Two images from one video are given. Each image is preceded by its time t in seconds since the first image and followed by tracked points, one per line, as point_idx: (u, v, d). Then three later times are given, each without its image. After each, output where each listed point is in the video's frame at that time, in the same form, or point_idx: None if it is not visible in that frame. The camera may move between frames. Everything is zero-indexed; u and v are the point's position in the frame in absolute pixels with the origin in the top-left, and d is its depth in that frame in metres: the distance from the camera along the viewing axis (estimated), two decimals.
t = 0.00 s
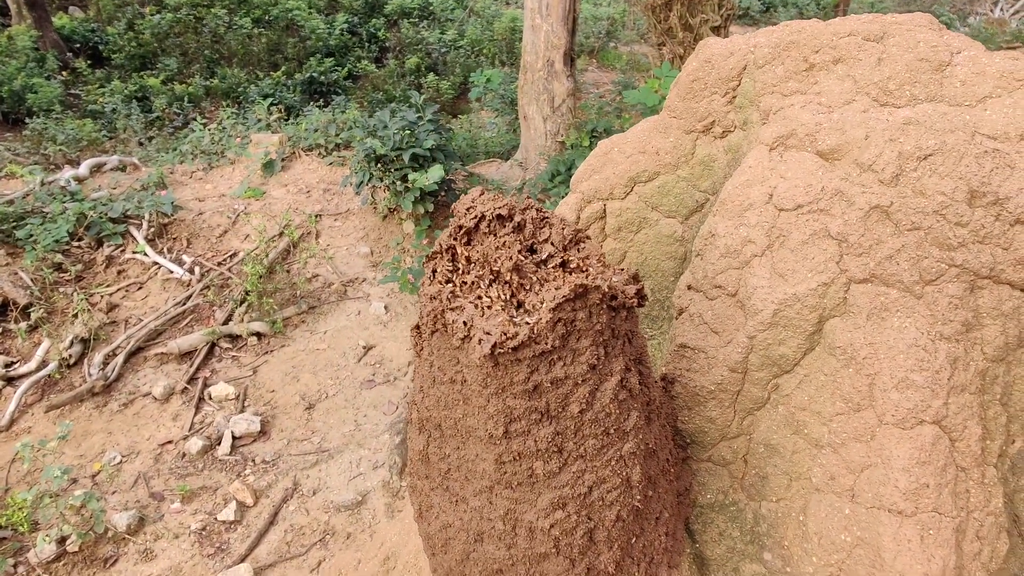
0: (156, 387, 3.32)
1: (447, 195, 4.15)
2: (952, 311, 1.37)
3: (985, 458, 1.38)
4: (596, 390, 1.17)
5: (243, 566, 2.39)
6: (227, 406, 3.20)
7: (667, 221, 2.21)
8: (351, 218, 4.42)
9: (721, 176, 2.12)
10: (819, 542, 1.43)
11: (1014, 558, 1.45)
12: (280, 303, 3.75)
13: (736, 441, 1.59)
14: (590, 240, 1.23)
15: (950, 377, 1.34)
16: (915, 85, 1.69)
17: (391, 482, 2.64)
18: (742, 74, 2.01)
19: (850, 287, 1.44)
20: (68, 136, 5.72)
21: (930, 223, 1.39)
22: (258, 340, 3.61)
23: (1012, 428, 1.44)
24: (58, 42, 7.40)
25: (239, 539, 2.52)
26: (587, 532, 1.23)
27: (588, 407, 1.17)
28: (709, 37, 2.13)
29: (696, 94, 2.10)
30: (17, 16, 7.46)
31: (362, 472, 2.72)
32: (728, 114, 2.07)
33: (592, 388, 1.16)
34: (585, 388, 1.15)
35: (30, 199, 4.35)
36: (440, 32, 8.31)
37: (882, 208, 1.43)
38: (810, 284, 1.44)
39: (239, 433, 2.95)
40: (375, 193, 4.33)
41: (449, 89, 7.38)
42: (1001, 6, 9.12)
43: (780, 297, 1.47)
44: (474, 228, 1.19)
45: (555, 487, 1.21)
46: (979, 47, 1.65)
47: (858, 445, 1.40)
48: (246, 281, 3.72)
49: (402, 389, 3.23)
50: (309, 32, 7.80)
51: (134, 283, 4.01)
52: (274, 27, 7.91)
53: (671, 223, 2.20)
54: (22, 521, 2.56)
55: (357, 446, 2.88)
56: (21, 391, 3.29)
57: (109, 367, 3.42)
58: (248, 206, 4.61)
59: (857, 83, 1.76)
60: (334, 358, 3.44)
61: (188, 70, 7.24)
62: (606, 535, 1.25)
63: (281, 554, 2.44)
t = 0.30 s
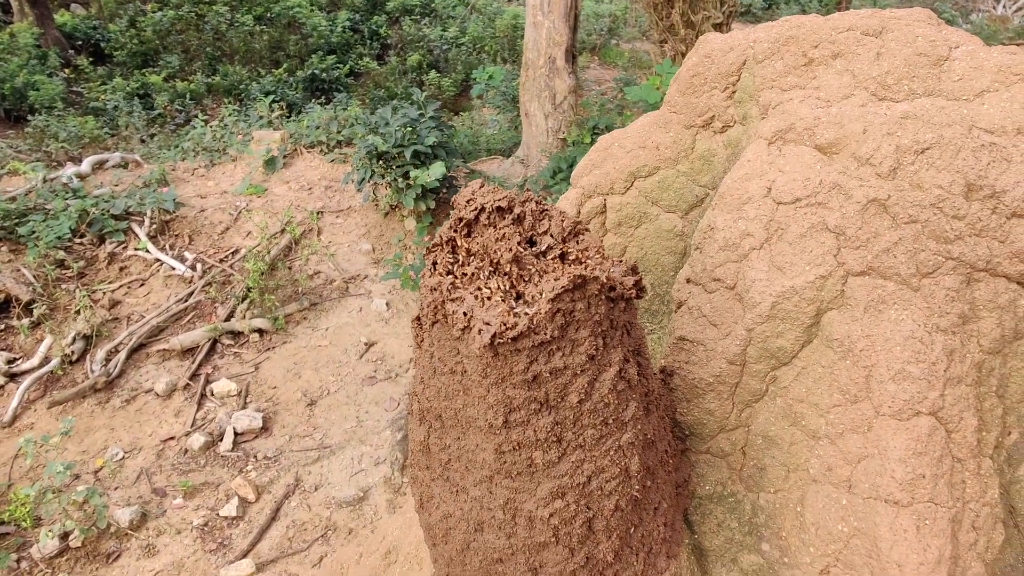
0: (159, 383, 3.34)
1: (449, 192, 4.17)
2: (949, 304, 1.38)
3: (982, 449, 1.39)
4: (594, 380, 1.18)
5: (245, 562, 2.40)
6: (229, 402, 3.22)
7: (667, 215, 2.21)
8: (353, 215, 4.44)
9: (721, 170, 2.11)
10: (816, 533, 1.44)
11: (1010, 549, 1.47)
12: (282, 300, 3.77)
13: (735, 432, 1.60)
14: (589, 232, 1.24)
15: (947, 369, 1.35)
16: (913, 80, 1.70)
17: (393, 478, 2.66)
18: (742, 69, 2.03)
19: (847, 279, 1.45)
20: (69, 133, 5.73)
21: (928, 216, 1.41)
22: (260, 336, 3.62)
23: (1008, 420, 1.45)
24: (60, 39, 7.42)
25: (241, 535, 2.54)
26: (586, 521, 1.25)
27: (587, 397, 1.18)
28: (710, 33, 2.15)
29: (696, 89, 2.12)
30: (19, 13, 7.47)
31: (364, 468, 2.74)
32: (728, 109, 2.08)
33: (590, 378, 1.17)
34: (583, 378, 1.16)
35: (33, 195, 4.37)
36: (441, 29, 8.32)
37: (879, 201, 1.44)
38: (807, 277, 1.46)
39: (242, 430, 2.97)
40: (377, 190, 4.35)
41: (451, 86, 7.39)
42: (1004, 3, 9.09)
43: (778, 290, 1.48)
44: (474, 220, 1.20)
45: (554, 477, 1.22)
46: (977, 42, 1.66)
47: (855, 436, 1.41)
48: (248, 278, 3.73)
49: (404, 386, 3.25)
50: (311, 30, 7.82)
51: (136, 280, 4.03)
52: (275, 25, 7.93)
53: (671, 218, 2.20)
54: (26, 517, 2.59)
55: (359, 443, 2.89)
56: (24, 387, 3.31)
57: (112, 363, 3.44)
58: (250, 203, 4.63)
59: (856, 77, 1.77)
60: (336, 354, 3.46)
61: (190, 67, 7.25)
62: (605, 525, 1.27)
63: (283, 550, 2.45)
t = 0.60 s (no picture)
0: (161, 382, 3.36)
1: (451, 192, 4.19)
2: (938, 305, 1.40)
3: (971, 449, 1.41)
4: (586, 379, 1.20)
5: (247, 560, 2.42)
6: (231, 401, 3.24)
7: (664, 216, 2.23)
8: (355, 215, 4.48)
9: (717, 172, 2.14)
10: (807, 530, 1.46)
11: (999, 547, 1.49)
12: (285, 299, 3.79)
13: (728, 432, 1.62)
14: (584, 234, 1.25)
15: (936, 369, 1.36)
16: (906, 83, 1.71)
17: (394, 478, 2.68)
18: (738, 71, 2.05)
19: (838, 280, 1.47)
20: (73, 133, 5.76)
21: (917, 218, 1.43)
22: (263, 336, 3.65)
23: (996, 420, 1.47)
24: (64, 39, 7.44)
25: (243, 533, 2.56)
26: (578, 519, 1.27)
27: (579, 396, 1.19)
28: (706, 36, 2.17)
29: (693, 92, 2.14)
30: (23, 13, 7.50)
31: (366, 468, 2.76)
32: (724, 112, 2.10)
33: (582, 378, 1.19)
34: (575, 377, 1.18)
35: (37, 195, 4.39)
36: (445, 29, 8.35)
37: (870, 203, 1.46)
38: (799, 278, 1.47)
39: (244, 429, 2.99)
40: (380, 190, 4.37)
41: (454, 86, 7.41)
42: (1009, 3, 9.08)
43: (769, 291, 1.50)
44: (468, 221, 1.21)
45: (547, 474, 1.24)
46: (970, 45, 1.68)
47: (846, 435, 1.42)
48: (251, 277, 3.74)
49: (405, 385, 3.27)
50: (315, 30, 7.86)
51: (139, 279, 4.06)
52: (279, 24, 7.97)
53: (668, 219, 2.22)
54: (28, 515, 2.61)
55: (360, 442, 2.92)
56: (28, 386, 3.34)
57: (114, 362, 3.47)
58: (253, 203, 4.66)
59: (849, 80, 1.79)
60: (338, 354, 3.49)
61: (193, 67, 7.28)
62: (597, 522, 1.29)
63: (285, 548, 2.47)
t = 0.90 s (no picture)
0: (166, 382, 3.41)
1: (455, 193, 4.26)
2: (919, 295, 1.43)
3: (952, 436, 1.45)
4: (574, 363, 1.24)
5: (250, 558, 2.46)
6: (235, 401, 3.29)
7: (658, 213, 2.27)
8: (359, 217, 4.55)
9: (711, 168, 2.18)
10: (792, 515, 1.49)
11: (980, 533, 1.53)
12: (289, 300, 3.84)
13: (716, 420, 1.66)
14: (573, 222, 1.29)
15: (917, 357, 1.40)
16: (893, 80, 1.75)
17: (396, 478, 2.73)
18: (731, 70, 2.09)
19: (823, 271, 1.50)
20: (80, 136, 5.82)
21: (900, 210, 1.46)
22: (267, 336, 3.70)
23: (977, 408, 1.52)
24: (71, 42, 7.52)
25: (246, 532, 2.60)
26: (566, 500, 1.31)
27: (567, 379, 1.23)
28: (699, 35, 2.21)
29: (687, 90, 2.17)
30: (30, 16, 7.56)
31: (369, 468, 2.80)
32: (717, 109, 2.14)
33: (570, 361, 1.23)
34: (563, 361, 1.22)
35: (43, 196, 4.45)
36: (450, 33, 8.41)
37: (855, 196, 1.50)
38: (785, 269, 1.51)
39: (248, 428, 3.04)
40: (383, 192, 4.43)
41: (459, 90, 7.47)
42: (1014, 7, 9.11)
43: (756, 281, 1.54)
44: (460, 210, 1.26)
45: (536, 456, 1.28)
46: (956, 44, 1.72)
47: (829, 422, 1.46)
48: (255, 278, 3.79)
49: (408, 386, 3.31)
50: (320, 33, 7.91)
51: (144, 280, 4.11)
52: (284, 28, 8.04)
53: (662, 216, 2.26)
54: (34, 513, 2.65)
55: (363, 442, 2.96)
56: (34, 385, 3.38)
57: (119, 363, 3.51)
58: (258, 205, 4.72)
59: (838, 78, 1.83)
60: (342, 354, 3.53)
61: (199, 70, 7.35)
62: (585, 504, 1.33)
63: (288, 547, 2.51)
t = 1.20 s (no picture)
0: (172, 386, 3.47)
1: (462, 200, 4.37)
2: (897, 302, 1.48)
3: (928, 440, 1.49)
4: (559, 367, 1.29)
5: (255, 562, 2.50)
6: (241, 406, 3.35)
7: (652, 221, 2.30)
8: (365, 224, 4.63)
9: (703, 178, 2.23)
10: (774, 516, 1.54)
11: (956, 534, 1.58)
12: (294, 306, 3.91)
13: (702, 423, 1.70)
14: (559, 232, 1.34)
15: (894, 363, 1.45)
16: (876, 94, 1.80)
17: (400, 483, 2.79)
18: (722, 83, 2.15)
19: (804, 279, 1.56)
20: (89, 142, 5.92)
21: (878, 221, 1.52)
22: (272, 342, 3.76)
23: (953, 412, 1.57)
24: (81, 49, 7.62)
25: (250, 536, 2.65)
26: (553, 499, 1.36)
27: (552, 382, 1.29)
28: (691, 48, 2.26)
29: (680, 102, 2.23)
30: (40, 23, 7.67)
31: (373, 472, 2.88)
32: (708, 121, 2.19)
33: (555, 365, 1.28)
34: (548, 365, 1.27)
35: (52, 202, 4.53)
36: (457, 40, 8.51)
37: (834, 207, 1.55)
38: (767, 277, 1.56)
39: (253, 433, 3.10)
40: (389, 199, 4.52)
41: (466, 97, 7.55)
42: (1020, 15, 9.15)
43: (739, 289, 1.59)
44: (451, 220, 1.31)
45: (523, 456, 1.33)
46: (938, 59, 1.77)
47: (809, 425, 1.51)
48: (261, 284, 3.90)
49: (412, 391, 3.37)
50: (327, 41, 8.02)
51: (152, 286, 4.18)
52: (292, 35, 8.13)
53: (656, 224, 2.29)
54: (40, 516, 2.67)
55: (367, 447, 3.02)
56: (42, 389, 3.44)
57: (127, 367, 3.58)
58: (264, 211, 4.80)
59: (822, 91, 1.88)
60: (347, 360, 3.60)
61: (208, 77, 7.44)
62: (571, 503, 1.38)
63: (292, 551, 2.54)
